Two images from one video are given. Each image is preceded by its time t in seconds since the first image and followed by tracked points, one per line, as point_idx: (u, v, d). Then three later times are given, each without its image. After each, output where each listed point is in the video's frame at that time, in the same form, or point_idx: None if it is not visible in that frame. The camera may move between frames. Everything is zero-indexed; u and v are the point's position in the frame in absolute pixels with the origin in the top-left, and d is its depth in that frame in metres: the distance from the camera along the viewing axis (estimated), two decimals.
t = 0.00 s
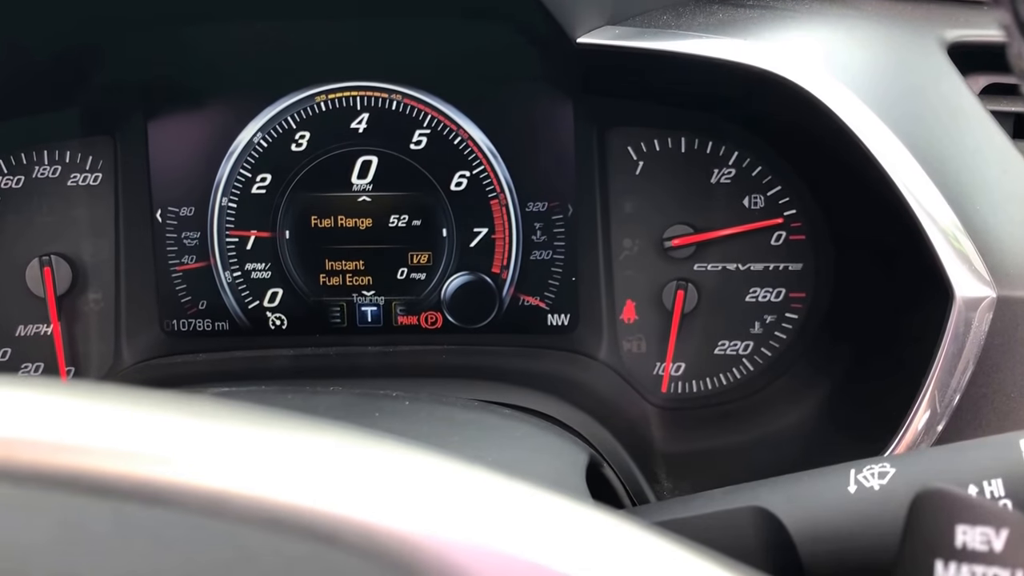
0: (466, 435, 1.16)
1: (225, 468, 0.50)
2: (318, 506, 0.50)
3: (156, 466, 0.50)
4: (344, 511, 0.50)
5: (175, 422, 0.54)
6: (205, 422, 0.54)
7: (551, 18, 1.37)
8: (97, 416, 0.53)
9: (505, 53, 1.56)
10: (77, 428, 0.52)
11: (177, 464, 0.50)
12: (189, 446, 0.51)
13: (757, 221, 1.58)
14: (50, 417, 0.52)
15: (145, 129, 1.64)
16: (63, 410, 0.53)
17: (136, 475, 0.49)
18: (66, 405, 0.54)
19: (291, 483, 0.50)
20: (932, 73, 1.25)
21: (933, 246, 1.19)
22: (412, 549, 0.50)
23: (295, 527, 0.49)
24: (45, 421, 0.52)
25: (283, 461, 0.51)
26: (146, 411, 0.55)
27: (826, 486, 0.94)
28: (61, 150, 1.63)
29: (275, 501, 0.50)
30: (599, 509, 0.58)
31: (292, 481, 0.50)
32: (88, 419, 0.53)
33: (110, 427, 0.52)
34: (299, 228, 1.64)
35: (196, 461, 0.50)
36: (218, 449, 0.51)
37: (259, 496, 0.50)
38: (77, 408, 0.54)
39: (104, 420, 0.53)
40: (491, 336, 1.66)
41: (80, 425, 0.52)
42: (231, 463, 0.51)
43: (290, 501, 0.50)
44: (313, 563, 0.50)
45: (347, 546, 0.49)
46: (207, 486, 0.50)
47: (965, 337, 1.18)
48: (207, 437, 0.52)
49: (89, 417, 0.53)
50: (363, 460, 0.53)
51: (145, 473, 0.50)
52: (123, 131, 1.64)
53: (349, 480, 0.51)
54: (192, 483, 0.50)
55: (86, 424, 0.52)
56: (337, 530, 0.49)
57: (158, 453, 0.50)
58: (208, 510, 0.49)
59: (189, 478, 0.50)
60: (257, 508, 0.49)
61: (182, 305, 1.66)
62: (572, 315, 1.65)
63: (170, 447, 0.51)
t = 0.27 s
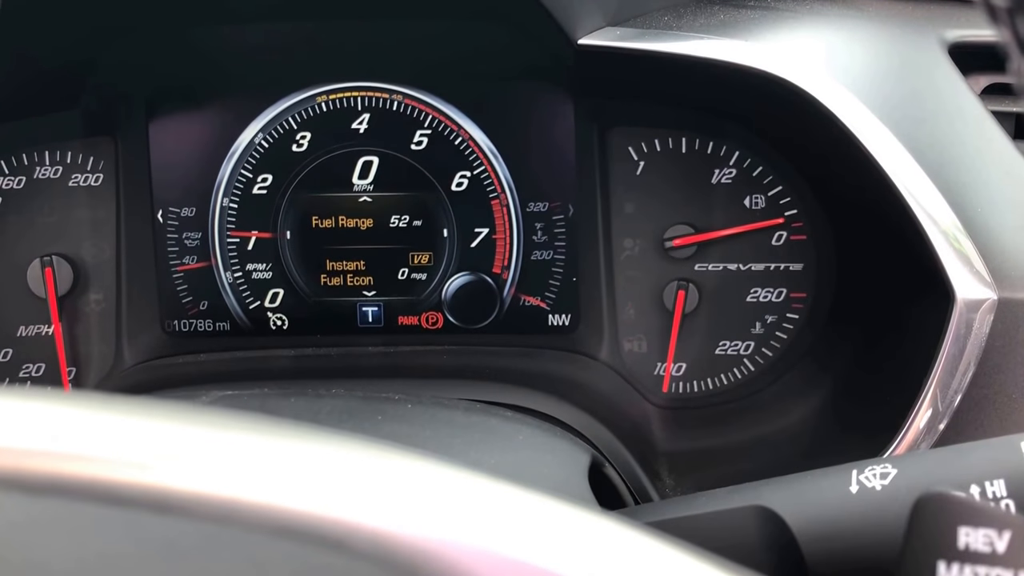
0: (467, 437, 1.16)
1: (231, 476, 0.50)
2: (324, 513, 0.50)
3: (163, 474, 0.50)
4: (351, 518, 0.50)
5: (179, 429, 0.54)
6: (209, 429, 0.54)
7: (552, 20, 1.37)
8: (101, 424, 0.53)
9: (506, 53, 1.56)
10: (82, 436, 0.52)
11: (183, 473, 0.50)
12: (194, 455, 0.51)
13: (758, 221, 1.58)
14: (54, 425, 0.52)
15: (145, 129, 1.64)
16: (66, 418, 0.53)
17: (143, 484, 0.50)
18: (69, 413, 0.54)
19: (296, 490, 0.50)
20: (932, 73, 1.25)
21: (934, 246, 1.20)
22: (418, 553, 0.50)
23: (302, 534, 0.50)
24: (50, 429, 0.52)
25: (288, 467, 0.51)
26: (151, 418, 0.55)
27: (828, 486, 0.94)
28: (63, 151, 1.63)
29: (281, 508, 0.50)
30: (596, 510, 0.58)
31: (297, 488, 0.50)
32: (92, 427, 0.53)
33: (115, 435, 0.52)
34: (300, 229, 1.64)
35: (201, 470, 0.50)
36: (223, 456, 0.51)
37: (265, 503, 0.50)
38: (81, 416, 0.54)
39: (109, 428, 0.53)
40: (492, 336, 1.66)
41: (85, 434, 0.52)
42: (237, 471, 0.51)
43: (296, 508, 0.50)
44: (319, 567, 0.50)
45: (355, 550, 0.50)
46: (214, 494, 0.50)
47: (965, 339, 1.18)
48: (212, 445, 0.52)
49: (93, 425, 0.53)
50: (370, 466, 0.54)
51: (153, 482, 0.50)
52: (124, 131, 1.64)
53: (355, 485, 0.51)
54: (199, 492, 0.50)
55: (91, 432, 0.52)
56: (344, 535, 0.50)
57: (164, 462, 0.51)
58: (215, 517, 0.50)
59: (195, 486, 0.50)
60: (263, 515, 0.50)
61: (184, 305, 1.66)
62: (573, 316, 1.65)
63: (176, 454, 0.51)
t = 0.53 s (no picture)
0: (469, 437, 1.16)
1: (232, 472, 0.50)
2: (326, 510, 0.50)
3: (166, 471, 0.50)
4: (354, 516, 0.50)
5: (182, 425, 0.54)
6: (211, 425, 0.54)
7: (553, 21, 1.37)
8: (103, 419, 0.53)
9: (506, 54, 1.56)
10: (85, 431, 0.52)
11: (185, 470, 0.50)
12: (195, 451, 0.51)
13: (759, 221, 1.58)
14: (56, 421, 0.52)
15: (146, 129, 1.64)
16: (69, 414, 0.53)
17: (145, 480, 0.50)
18: (72, 408, 0.54)
19: (297, 488, 0.50)
20: (933, 73, 1.25)
21: (934, 245, 1.19)
22: (420, 552, 0.50)
23: (305, 531, 0.50)
24: (52, 425, 0.52)
25: (288, 465, 0.51)
26: (154, 414, 0.55)
27: (829, 487, 0.94)
28: (63, 152, 1.63)
29: (283, 506, 0.50)
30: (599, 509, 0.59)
31: (299, 485, 0.50)
32: (95, 422, 0.53)
33: (118, 430, 0.52)
34: (301, 229, 1.64)
35: (203, 467, 0.50)
36: (224, 452, 0.51)
37: (266, 501, 0.50)
38: (84, 411, 0.54)
39: (111, 423, 0.53)
40: (493, 337, 1.66)
41: (87, 429, 0.52)
42: (238, 467, 0.51)
43: (298, 505, 0.50)
44: (322, 564, 0.50)
45: (356, 548, 0.50)
46: (215, 491, 0.50)
47: (967, 339, 1.18)
48: (213, 441, 0.52)
49: (96, 420, 0.53)
50: (370, 463, 0.53)
51: (156, 479, 0.50)
52: (124, 132, 1.64)
53: (356, 483, 0.51)
54: (201, 488, 0.50)
55: (93, 428, 0.52)
56: (345, 534, 0.50)
57: (166, 458, 0.51)
58: (218, 515, 0.50)
59: (197, 482, 0.50)
60: (264, 512, 0.50)
61: (185, 306, 1.67)
62: (574, 316, 1.65)
63: (178, 451, 0.51)
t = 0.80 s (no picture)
0: (470, 437, 1.16)
1: (234, 474, 0.50)
2: (328, 511, 0.50)
3: (168, 472, 0.50)
4: (356, 517, 0.50)
5: (184, 427, 0.54)
6: (212, 427, 0.54)
7: (554, 21, 1.37)
8: (105, 421, 0.53)
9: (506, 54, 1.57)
10: (86, 433, 0.52)
11: (187, 471, 0.50)
12: (197, 452, 0.51)
13: (759, 221, 1.58)
14: (57, 423, 0.52)
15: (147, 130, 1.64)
16: (71, 415, 0.53)
17: (147, 481, 0.50)
18: (73, 410, 0.54)
19: (299, 489, 0.50)
20: (933, 73, 1.25)
21: (935, 245, 1.20)
22: (423, 553, 0.50)
23: (307, 532, 0.50)
24: (54, 426, 0.52)
25: (291, 466, 0.51)
26: (155, 416, 0.55)
27: (830, 488, 0.94)
28: (64, 152, 1.63)
29: (286, 506, 0.50)
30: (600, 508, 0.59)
31: (301, 487, 0.50)
32: (96, 424, 0.53)
33: (119, 432, 0.52)
34: (302, 230, 1.64)
35: (205, 468, 0.50)
36: (226, 454, 0.52)
37: (269, 502, 0.50)
38: (86, 413, 0.54)
39: (113, 425, 0.53)
40: (493, 337, 1.66)
41: (89, 431, 0.52)
42: (240, 468, 0.51)
43: (300, 506, 0.50)
44: (323, 565, 0.50)
45: (357, 550, 0.50)
46: (217, 492, 0.50)
47: (967, 339, 1.18)
48: (214, 442, 0.52)
49: (97, 422, 0.53)
50: (372, 464, 0.54)
51: (158, 480, 0.50)
52: (125, 132, 1.64)
53: (359, 484, 0.52)
54: (203, 489, 0.50)
55: (95, 430, 0.52)
56: (347, 535, 0.50)
57: (168, 459, 0.51)
58: (220, 516, 0.50)
59: (199, 483, 0.50)
60: (266, 513, 0.50)
61: (185, 306, 1.67)
62: (574, 316, 1.65)
63: (180, 453, 0.51)
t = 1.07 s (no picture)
0: (471, 436, 1.16)
1: (237, 469, 0.51)
2: (330, 507, 0.50)
3: (170, 467, 0.50)
4: (358, 513, 0.50)
5: (186, 421, 0.54)
6: (215, 421, 0.54)
7: (554, 20, 1.37)
8: (108, 415, 0.53)
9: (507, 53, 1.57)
10: (89, 427, 0.52)
11: (189, 466, 0.50)
12: (199, 446, 0.51)
13: (760, 221, 1.58)
14: (60, 417, 0.53)
15: (147, 130, 1.64)
16: (74, 409, 0.53)
17: (149, 476, 0.50)
18: (76, 404, 0.54)
19: (302, 485, 0.50)
20: (934, 73, 1.25)
21: (937, 244, 1.20)
22: (425, 550, 0.50)
23: (309, 528, 0.50)
24: (57, 420, 0.52)
25: (293, 462, 0.51)
26: (158, 409, 0.55)
27: (831, 487, 0.94)
28: (65, 153, 1.63)
29: (288, 502, 0.50)
30: (603, 508, 0.58)
31: (303, 482, 0.51)
32: (99, 418, 0.53)
33: (122, 427, 0.52)
34: (302, 230, 1.64)
35: (207, 463, 0.51)
36: (229, 449, 0.52)
37: (271, 498, 0.50)
38: (89, 406, 0.54)
39: (116, 419, 0.53)
40: (494, 337, 1.67)
41: (92, 424, 0.52)
42: (242, 464, 0.51)
43: (301, 502, 0.50)
44: (325, 562, 0.50)
45: (358, 546, 0.50)
46: (219, 487, 0.50)
47: (968, 338, 1.18)
48: (217, 438, 0.52)
49: (99, 416, 0.53)
50: (374, 461, 0.54)
51: (160, 475, 0.50)
52: (125, 133, 1.64)
53: (361, 480, 0.52)
54: (205, 484, 0.50)
55: (98, 424, 0.52)
56: (348, 531, 0.50)
57: (171, 455, 0.51)
58: (221, 512, 0.50)
59: (201, 478, 0.50)
60: (268, 509, 0.50)
61: (185, 307, 1.67)
62: (575, 316, 1.65)
63: (182, 449, 0.51)
